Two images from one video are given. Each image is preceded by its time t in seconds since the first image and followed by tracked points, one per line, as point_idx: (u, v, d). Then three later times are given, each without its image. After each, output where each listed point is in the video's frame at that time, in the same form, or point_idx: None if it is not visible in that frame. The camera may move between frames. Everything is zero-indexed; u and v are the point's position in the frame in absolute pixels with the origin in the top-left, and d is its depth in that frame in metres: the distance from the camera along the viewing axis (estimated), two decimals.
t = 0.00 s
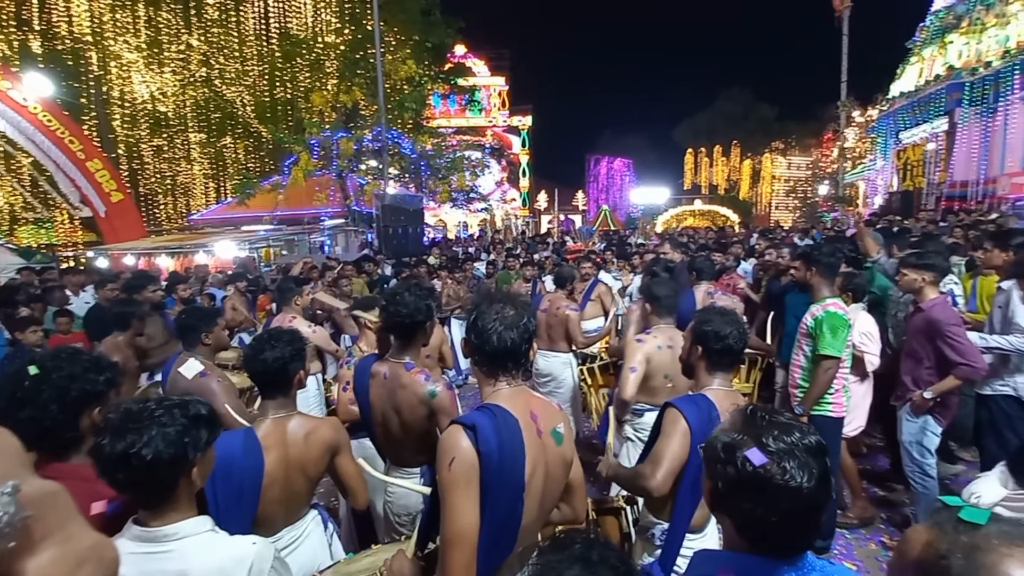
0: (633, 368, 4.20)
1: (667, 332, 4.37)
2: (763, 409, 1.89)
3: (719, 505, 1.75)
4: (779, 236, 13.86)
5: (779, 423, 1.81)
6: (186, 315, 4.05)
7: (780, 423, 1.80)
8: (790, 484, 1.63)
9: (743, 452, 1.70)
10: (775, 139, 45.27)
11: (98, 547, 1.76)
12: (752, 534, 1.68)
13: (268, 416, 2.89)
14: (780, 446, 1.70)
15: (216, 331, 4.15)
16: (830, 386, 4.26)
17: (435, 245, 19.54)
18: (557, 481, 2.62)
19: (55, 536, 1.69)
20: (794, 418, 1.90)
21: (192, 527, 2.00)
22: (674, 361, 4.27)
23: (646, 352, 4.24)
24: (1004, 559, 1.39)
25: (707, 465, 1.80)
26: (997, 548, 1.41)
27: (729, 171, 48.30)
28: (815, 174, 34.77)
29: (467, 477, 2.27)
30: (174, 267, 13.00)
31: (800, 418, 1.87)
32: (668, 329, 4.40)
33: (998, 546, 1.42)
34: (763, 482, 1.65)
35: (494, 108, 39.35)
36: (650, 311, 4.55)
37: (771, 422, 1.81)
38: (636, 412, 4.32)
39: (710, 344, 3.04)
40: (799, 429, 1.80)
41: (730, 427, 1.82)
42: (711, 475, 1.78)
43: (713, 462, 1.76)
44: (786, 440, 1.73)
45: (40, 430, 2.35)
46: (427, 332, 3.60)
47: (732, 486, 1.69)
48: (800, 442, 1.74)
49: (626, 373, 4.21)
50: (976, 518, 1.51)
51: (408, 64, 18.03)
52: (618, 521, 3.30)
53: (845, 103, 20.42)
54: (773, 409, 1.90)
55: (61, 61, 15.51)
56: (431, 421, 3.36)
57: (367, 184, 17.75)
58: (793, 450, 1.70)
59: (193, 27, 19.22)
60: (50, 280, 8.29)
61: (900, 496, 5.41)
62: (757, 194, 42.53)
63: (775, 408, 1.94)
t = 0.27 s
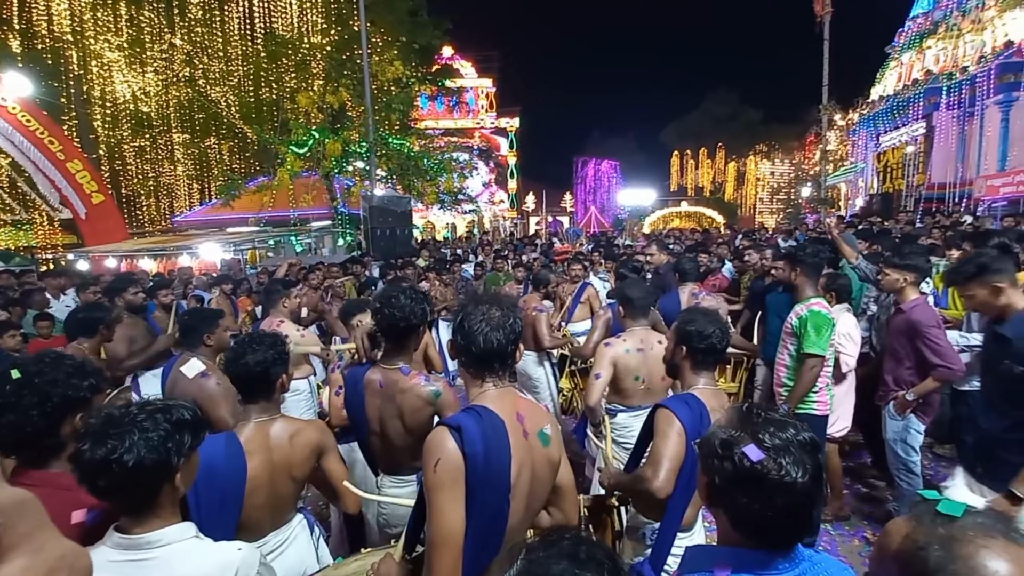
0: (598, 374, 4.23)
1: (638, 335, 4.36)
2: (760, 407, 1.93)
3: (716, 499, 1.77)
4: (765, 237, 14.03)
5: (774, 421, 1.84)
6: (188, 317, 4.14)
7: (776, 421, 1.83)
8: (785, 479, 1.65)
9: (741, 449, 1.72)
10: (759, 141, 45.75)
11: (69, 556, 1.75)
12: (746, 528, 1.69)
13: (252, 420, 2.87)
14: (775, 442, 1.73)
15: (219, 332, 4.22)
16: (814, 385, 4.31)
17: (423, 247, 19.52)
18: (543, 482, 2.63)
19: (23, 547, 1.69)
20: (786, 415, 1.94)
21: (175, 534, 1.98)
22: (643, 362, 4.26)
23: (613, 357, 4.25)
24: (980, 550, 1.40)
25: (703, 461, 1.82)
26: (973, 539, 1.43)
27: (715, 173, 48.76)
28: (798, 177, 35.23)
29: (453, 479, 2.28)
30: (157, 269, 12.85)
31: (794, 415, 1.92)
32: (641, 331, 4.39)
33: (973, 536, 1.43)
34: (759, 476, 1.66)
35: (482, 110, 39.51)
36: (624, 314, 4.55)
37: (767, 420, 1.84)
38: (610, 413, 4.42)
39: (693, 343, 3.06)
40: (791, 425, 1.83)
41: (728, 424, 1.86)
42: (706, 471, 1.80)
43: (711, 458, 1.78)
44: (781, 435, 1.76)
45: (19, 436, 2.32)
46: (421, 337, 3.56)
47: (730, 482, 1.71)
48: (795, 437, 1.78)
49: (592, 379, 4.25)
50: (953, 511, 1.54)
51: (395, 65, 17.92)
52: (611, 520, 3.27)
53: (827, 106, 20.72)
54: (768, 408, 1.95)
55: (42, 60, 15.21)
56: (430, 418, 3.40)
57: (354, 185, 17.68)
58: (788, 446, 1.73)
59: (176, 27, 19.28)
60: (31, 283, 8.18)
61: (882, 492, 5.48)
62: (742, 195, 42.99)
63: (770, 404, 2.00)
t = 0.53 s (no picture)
0: (576, 376, 4.37)
1: (622, 337, 4.38)
2: (744, 402, 1.94)
3: (704, 495, 1.79)
4: (759, 237, 14.07)
5: (758, 415, 1.85)
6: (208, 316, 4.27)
7: (759, 416, 1.84)
8: (769, 473, 1.68)
9: (726, 444, 1.74)
10: (753, 141, 45.93)
11: (62, 557, 1.75)
12: (734, 521, 1.71)
13: (243, 422, 2.86)
14: (759, 437, 1.75)
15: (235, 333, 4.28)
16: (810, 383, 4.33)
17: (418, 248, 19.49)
18: (538, 483, 2.63)
19: (17, 547, 1.68)
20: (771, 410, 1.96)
21: (172, 537, 1.98)
22: (625, 364, 4.26)
23: (592, 359, 4.37)
24: (969, 544, 1.41)
25: (690, 458, 1.84)
26: (963, 534, 1.44)
27: (709, 173, 48.86)
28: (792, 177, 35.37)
29: (448, 479, 2.29)
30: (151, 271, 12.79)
31: (777, 409, 1.93)
32: (625, 334, 4.40)
33: (962, 531, 1.45)
34: (745, 471, 1.69)
35: (477, 111, 39.49)
36: (611, 316, 4.58)
37: (750, 414, 1.86)
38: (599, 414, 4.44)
39: (686, 343, 3.08)
40: (775, 419, 1.84)
41: (714, 420, 1.87)
42: (693, 467, 1.81)
43: (698, 455, 1.80)
44: (765, 430, 1.77)
45: (16, 439, 2.32)
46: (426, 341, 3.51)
47: (717, 476, 1.73)
48: (778, 432, 1.79)
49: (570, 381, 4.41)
50: (944, 506, 1.54)
51: (390, 66, 17.88)
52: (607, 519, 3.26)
53: (821, 106, 20.80)
54: (752, 403, 1.96)
55: (33, 62, 15.12)
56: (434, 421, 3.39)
57: (349, 186, 17.65)
58: (771, 440, 1.74)
59: (169, 27, 19.21)
60: (23, 286, 8.14)
61: (876, 489, 5.51)
62: (736, 195, 43.10)
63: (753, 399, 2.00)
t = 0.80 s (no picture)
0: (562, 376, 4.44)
1: (605, 337, 4.40)
2: (719, 397, 1.95)
3: (684, 489, 1.80)
4: (750, 235, 14.15)
5: (733, 409, 1.87)
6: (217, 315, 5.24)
7: (733, 409, 1.86)
8: (742, 464, 1.70)
9: (701, 439, 1.76)
10: (745, 140, 46.12)
11: (43, 550, 1.76)
12: (713, 512, 1.73)
13: (223, 424, 2.87)
14: (733, 430, 1.77)
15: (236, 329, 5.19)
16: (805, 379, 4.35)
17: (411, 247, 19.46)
18: (532, 481, 2.63)
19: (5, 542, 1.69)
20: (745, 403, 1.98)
21: (167, 537, 1.97)
22: (610, 360, 4.29)
23: (577, 359, 4.41)
24: (957, 537, 1.43)
25: (669, 452, 1.85)
26: (952, 527, 1.46)
27: (701, 172, 49.05)
28: (783, 175, 35.57)
29: (442, 478, 2.29)
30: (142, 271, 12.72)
31: (750, 403, 1.94)
32: (609, 332, 4.41)
33: (950, 525, 1.47)
34: (720, 463, 1.71)
35: (470, 109, 39.46)
36: (596, 315, 4.57)
37: (724, 408, 1.87)
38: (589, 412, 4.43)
39: (674, 340, 3.10)
40: (748, 412, 1.86)
41: (689, 415, 1.89)
42: (673, 461, 1.83)
43: (675, 449, 1.83)
44: (738, 423, 1.79)
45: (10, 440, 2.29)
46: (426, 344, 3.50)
47: (694, 470, 1.75)
48: (751, 424, 1.81)
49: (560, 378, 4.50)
50: (931, 500, 1.56)
51: (382, 65, 17.83)
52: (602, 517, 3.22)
53: (810, 105, 20.93)
54: (726, 397, 1.97)
55: (20, 59, 15.09)
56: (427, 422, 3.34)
57: (342, 186, 17.60)
58: (744, 432, 1.76)
59: (158, 25, 19.11)
60: (12, 286, 8.08)
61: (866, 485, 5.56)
62: (728, 194, 43.30)
63: (728, 394, 2.01)
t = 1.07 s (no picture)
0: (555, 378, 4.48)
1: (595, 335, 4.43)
2: (701, 393, 1.96)
3: (668, 485, 1.81)
4: (745, 235, 14.19)
5: (715, 405, 1.87)
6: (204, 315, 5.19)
7: (713, 404, 1.87)
8: (722, 458, 1.71)
9: (682, 434, 1.77)
10: (740, 140, 46.25)
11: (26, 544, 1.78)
12: (696, 506, 1.74)
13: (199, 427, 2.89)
14: (713, 425, 1.77)
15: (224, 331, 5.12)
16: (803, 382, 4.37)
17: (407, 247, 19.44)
18: (526, 481, 2.64)
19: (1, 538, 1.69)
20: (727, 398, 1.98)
21: (166, 535, 1.96)
22: (601, 357, 4.30)
23: (569, 359, 4.45)
24: (952, 532, 1.44)
25: (653, 448, 1.86)
26: (946, 523, 1.47)
27: (696, 172, 49.15)
28: (778, 175, 35.68)
29: (437, 478, 2.29)
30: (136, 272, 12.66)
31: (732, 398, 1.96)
32: (601, 331, 4.44)
33: (945, 521, 1.48)
34: (700, 458, 1.72)
35: (465, 110, 39.39)
36: (586, 316, 4.60)
37: (705, 404, 1.88)
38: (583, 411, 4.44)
39: (664, 337, 3.11)
40: (728, 407, 1.87)
41: (671, 412, 1.90)
42: (656, 458, 1.84)
43: (657, 446, 1.84)
44: (718, 418, 1.80)
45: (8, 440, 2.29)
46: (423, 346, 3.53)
47: (676, 465, 1.76)
48: (731, 419, 1.81)
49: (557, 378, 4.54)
50: (927, 496, 1.60)
51: (377, 65, 17.76)
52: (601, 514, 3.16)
53: (805, 106, 20.97)
54: (707, 392, 1.98)
55: (12, 58, 15.01)
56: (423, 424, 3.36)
57: (337, 186, 17.56)
58: (724, 426, 1.77)
59: (152, 25, 19.06)
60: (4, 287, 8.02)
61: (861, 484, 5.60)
62: (723, 194, 43.40)
63: (710, 390, 2.02)
